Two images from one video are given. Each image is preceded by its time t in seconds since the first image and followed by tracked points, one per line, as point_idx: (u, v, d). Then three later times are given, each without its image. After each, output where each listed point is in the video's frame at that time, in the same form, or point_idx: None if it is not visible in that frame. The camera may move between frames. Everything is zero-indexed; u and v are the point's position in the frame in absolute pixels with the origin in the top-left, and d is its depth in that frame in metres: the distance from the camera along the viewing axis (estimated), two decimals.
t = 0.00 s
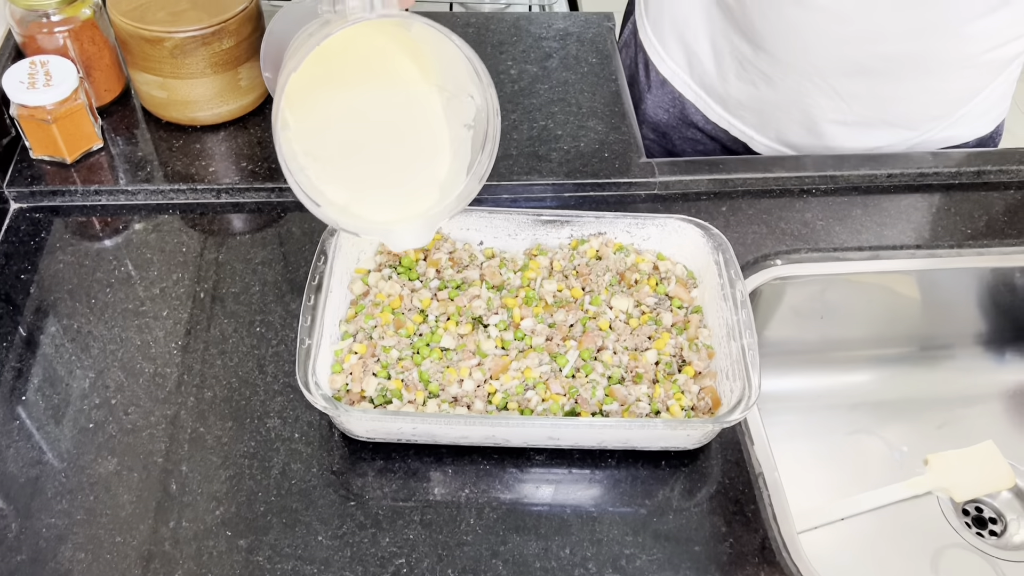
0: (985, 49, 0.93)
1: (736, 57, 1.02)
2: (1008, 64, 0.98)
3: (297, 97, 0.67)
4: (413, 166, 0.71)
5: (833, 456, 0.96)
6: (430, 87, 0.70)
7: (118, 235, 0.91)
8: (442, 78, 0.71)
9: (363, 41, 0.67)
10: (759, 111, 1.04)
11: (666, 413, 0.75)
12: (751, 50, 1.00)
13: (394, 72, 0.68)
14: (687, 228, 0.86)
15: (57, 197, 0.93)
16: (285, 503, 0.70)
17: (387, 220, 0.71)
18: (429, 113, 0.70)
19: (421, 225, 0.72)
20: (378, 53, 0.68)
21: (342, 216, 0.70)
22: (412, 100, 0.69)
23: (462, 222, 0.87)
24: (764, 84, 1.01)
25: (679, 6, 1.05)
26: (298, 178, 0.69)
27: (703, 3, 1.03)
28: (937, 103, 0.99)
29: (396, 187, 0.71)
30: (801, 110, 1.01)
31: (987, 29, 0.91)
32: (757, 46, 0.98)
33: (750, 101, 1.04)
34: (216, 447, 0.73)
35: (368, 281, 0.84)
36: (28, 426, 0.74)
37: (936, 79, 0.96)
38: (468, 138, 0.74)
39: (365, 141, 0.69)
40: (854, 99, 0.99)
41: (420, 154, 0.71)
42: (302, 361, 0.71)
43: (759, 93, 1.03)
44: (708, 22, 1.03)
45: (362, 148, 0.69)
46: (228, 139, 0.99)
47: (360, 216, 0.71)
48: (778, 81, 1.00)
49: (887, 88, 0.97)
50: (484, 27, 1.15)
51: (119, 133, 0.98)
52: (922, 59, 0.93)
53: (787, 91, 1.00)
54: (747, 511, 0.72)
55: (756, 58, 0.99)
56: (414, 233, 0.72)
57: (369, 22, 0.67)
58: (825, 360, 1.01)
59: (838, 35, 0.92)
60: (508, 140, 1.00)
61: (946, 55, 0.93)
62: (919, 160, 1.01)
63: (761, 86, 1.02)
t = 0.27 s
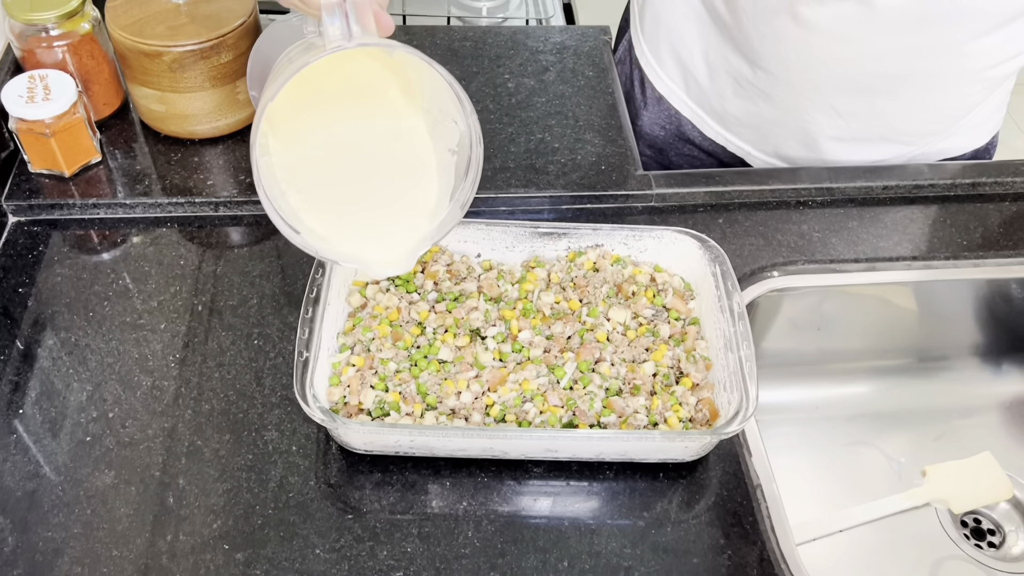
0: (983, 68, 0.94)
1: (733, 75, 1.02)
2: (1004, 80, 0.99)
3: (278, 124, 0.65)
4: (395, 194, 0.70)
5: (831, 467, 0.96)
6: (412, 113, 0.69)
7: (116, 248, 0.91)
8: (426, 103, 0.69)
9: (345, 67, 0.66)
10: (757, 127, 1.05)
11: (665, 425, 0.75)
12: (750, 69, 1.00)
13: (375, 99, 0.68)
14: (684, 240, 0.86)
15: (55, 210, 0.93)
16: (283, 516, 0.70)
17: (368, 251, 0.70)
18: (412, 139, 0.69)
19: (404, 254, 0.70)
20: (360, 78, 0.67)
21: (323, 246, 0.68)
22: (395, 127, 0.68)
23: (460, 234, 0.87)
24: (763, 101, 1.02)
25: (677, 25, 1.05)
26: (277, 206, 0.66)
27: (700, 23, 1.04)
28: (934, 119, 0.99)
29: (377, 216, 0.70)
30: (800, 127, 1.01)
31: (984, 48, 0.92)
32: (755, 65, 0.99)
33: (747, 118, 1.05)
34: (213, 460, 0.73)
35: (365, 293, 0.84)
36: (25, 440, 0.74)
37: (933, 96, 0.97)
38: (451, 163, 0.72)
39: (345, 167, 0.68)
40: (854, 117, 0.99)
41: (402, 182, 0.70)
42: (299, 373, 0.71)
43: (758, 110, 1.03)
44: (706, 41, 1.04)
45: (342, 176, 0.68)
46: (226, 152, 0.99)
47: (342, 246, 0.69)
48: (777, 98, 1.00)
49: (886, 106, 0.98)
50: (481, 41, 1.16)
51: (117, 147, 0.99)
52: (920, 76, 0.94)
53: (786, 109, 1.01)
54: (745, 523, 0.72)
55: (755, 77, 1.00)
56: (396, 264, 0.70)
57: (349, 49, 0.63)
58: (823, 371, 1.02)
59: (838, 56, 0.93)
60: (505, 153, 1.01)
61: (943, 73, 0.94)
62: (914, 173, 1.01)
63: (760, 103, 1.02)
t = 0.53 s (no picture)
0: (976, 79, 0.94)
1: (726, 89, 1.02)
2: (997, 91, 0.99)
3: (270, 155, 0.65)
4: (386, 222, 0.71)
5: (830, 479, 0.96)
6: (405, 139, 0.69)
7: (114, 261, 0.91)
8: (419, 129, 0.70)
9: (339, 97, 0.66)
10: (751, 140, 1.05)
11: (663, 437, 0.75)
12: (743, 84, 1.00)
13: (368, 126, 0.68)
14: (681, 252, 0.87)
15: (54, 223, 0.93)
16: (280, 530, 0.70)
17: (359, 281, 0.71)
18: (404, 166, 0.70)
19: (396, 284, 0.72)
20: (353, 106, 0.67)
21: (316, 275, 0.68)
22: (386, 154, 0.69)
23: (457, 246, 0.87)
24: (758, 115, 1.02)
25: (670, 39, 1.05)
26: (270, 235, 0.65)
27: (692, 37, 1.04)
28: (928, 130, 1.00)
29: (369, 243, 0.70)
30: (794, 140, 1.02)
31: (976, 60, 0.92)
32: (749, 80, 0.99)
33: (741, 131, 1.04)
34: (211, 473, 0.73)
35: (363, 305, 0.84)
36: (22, 453, 0.74)
37: (926, 108, 0.97)
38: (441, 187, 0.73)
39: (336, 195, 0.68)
40: (849, 128, 0.99)
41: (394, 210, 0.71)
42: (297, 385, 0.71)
43: (752, 122, 1.03)
44: (698, 55, 1.03)
45: (334, 203, 0.68)
46: (225, 165, 0.99)
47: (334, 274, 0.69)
48: (772, 112, 1.00)
49: (880, 118, 0.98)
50: (479, 55, 1.16)
51: (116, 160, 0.99)
52: (912, 88, 0.95)
53: (780, 122, 1.01)
54: (744, 535, 0.72)
55: (749, 91, 1.00)
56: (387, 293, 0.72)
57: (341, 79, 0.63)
58: (821, 383, 1.02)
59: (831, 68, 0.93)
60: (503, 165, 1.01)
61: (936, 84, 0.94)
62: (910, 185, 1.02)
63: (754, 117, 1.02)
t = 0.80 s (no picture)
0: (971, 90, 0.95)
1: (722, 104, 1.03)
2: (989, 103, 1.00)
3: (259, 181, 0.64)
4: (375, 246, 0.70)
5: (829, 491, 0.95)
6: (397, 164, 0.69)
7: (113, 273, 0.91)
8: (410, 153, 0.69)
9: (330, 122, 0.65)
10: (748, 153, 1.06)
11: (661, 449, 0.75)
12: (738, 97, 1.01)
13: (359, 152, 0.67)
14: (680, 264, 0.87)
15: (53, 235, 0.93)
16: (278, 543, 0.69)
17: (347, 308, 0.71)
18: (396, 191, 0.69)
19: (385, 309, 0.72)
20: (344, 131, 0.66)
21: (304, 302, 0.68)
22: (378, 179, 0.68)
23: (456, 258, 0.87)
24: (755, 129, 1.03)
25: (664, 54, 1.07)
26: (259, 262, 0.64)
27: (687, 51, 1.05)
28: (923, 141, 1.01)
29: (359, 267, 0.70)
30: (790, 152, 1.03)
31: (971, 72, 0.93)
32: (744, 94, 1.00)
33: (737, 145, 1.06)
34: (209, 486, 0.73)
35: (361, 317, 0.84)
36: (19, 466, 0.74)
37: (922, 119, 0.98)
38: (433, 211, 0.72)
39: (325, 221, 0.68)
40: (845, 141, 1.00)
41: (385, 235, 0.70)
42: (295, 397, 0.71)
43: (747, 136, 1.04)
44: (693, 69, 1.05)
45: (324, 229, 0.68)
46: (224, 177, 1.00)
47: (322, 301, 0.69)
48: (767, 125, 1.01)
49: (875, 130, 0.99)
50: (477, 68, 1.17)
51: (115, 173, 0.99)
52: (907, 100, 0.95)
53: (776, 135, 1.02)
54: (743, 547, 0.72)
55: (744, 105, 1.01)
56: (375, 319, 0.72)
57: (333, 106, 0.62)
58: (820, 395, 1.02)
59: (826, 82, 0.94)
60: (502, 177, 1.02)
61: (931, 96, 0.95)
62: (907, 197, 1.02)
63: (750, 130, 1.03)
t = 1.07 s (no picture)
0: (964, 100, 0.96)
1: (716, 116, 1.04)
2: (982, 114, 1.01)
3: (243, 198, 0.62)
4: (359, 264, 0.69)
5: (830, 503, 0.95)
6: (384, 183, 0.68)
7: (113, 284, 0.92)
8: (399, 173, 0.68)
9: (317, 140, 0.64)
10: (743, 164, 1.06)
11: (661, 460, 0.75)
12: (732, 108, 1.02)
13: (346, 170, 0.66)
14: (679, 275, 0.87)
15: (53, 246, 0.93)
16: (277, 554, 0.69)
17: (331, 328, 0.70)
18: (383, 210, 0.68)
19: (370, 330, 0.71)
20: (332, 150, 0.65)
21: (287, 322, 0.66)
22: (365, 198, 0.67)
23: (456, 268, 0.87)
24: (750, 142, 1.03)
25: (659, 67, 1.08)
26: (241, 280, 0.63)
27: (681, 64, 1.06)
28: (917, 150, 1.01)
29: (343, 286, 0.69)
30: (785, 163, 1.03)
31: (964, 82, 0.94)
32: (738, 105, 1.01)
33: (732, 157, 1.06)
34: (208, 496, 0.73)
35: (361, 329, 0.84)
36: (18, 477, 0.74)
37: (916, 129, 0.98)
38: (421, 229, 0.71)
39: (310, 239, 0.66)
40: (839, 151, 1.01)
41: (369, 253, 0.69)
42: (295, 409, 0.71)
43: (741, 147, 1.04)
44: (687, 81, 1.05)
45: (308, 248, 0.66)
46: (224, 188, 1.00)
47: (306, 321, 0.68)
48: (761, 135, 1.02)
49: (869, 140, 0.99)
50: (477, 79, 1.17)
51: (116, 184, 0.99)
52: (901, 110, 0.96)
53: (771, 146, 1.02)
54: (743, 559, 0.72)
55: (738, 115, 1.02)
56: (359, 340, 0.71)
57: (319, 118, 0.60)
58: (819, 407, 1.02)
59: (821, 92, 0.95)
60: (502, 189, 1.02)
61: (925, 106, 0.95)
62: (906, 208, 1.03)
63: (744, 140, 1.04)
